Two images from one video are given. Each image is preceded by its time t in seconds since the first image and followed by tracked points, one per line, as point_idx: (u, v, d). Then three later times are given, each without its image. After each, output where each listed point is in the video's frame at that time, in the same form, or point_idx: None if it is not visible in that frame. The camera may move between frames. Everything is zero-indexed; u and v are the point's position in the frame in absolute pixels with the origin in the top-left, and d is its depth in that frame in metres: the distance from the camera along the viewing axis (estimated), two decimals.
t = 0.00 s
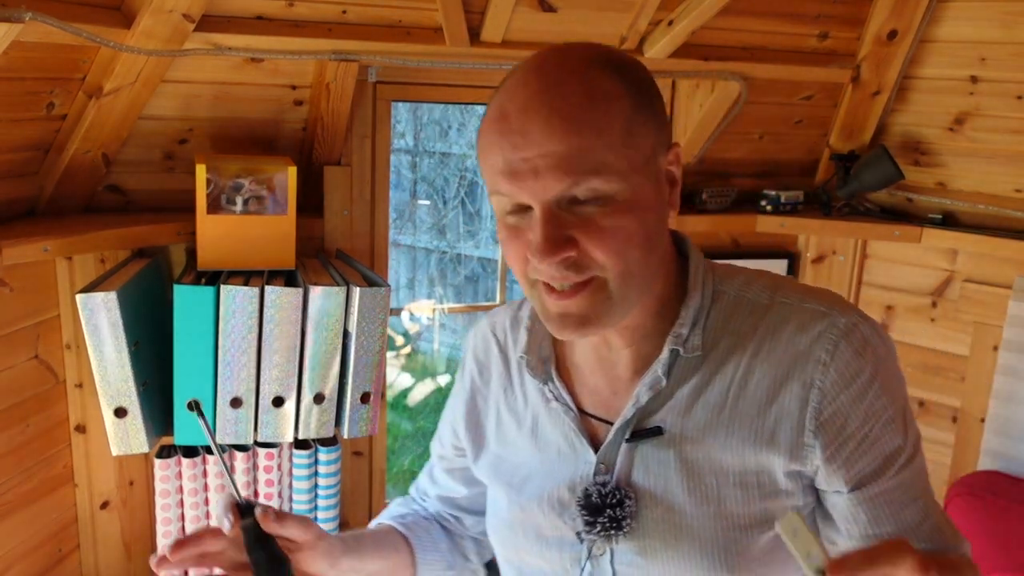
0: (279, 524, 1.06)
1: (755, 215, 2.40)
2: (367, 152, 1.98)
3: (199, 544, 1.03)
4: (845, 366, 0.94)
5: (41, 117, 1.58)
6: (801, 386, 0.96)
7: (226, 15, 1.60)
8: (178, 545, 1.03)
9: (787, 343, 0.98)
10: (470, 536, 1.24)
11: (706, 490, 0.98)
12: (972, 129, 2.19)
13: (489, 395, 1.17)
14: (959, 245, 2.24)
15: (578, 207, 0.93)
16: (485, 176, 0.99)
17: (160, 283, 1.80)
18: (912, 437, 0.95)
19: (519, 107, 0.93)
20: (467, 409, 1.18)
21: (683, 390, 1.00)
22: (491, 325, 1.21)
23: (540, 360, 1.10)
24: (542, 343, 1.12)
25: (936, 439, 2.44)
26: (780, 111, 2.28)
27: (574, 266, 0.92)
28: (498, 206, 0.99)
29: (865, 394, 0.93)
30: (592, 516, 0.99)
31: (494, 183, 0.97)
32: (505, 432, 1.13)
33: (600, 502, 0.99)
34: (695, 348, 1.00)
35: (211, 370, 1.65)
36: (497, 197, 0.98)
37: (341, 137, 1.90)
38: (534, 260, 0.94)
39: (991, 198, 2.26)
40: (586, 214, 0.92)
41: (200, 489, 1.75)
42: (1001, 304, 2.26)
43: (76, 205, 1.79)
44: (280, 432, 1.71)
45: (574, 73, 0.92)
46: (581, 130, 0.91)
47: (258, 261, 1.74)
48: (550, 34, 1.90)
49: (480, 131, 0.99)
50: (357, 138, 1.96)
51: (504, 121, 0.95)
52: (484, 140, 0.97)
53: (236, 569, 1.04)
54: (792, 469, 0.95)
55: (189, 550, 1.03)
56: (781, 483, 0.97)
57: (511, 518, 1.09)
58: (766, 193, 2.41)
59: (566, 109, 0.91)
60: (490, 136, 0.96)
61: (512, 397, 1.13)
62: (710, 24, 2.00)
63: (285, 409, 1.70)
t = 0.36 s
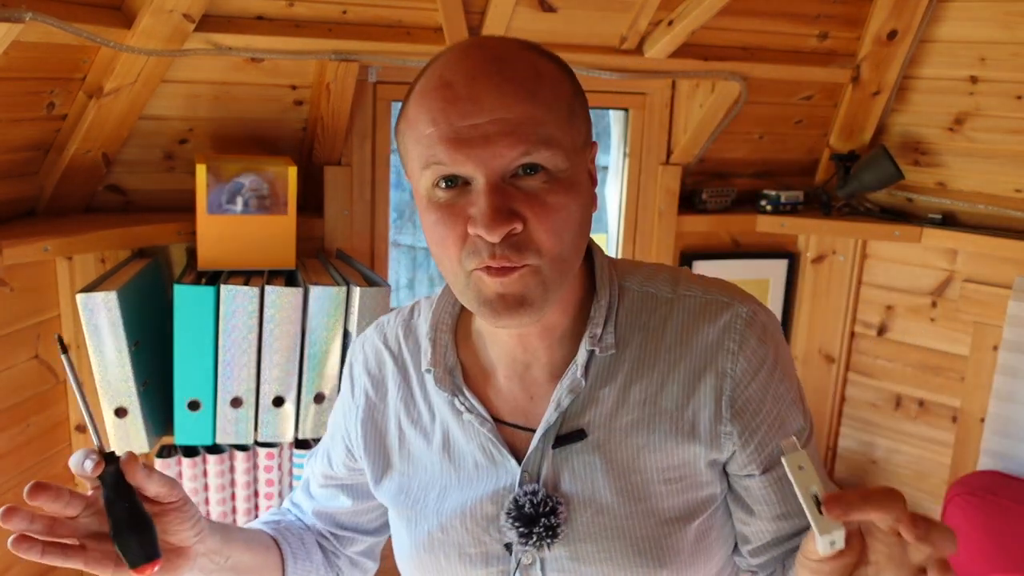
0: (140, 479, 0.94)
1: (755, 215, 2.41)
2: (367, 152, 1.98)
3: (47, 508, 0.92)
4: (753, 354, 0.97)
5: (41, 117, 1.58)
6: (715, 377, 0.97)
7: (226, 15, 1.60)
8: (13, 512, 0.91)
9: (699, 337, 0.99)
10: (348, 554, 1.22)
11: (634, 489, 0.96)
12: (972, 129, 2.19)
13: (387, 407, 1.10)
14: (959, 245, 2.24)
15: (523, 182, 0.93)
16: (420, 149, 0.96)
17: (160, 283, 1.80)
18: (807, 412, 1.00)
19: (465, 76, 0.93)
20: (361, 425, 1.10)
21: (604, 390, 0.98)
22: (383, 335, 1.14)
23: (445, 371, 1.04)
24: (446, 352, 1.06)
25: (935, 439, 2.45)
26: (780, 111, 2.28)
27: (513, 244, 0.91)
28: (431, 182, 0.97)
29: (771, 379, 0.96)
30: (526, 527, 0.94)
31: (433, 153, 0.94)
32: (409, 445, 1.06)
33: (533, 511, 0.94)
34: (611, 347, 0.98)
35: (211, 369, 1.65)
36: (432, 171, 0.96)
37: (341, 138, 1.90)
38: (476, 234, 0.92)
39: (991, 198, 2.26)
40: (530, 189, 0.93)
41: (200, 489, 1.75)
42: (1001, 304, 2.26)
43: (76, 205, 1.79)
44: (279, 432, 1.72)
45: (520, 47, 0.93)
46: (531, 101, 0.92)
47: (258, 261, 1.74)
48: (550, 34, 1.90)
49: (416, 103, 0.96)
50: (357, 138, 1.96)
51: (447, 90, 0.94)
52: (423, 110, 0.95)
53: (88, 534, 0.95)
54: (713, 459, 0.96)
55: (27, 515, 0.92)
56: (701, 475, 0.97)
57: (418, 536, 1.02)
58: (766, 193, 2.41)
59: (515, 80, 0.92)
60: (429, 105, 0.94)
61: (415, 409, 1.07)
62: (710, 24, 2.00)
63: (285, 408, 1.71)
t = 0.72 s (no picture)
0: (140, 492, 0.91)
1: (755, 215, 2.41)
2: (367, 152, 1.98)
3: (42, 512, 0.87)
4: (750, 361, 0.98)
5: (41, 117, 1.58)
6: (714, 382, 0.97)
7: (227, 15, 1.59)
8: (11, 515, 0.86)
9: (699, 342, 0.99)
10: (338, 554, 1.16)
11: (632, 491, 0.96)
12: (972, 129, 2.19)
13: (377, 403, 1.06)
14: (959, 245, 2.24)
15: (539, 178, 0.93)
16: (435, 138, 0.95)
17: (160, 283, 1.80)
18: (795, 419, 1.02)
19: (488, 68, 0.92)
20: (349, 421, 1.06)
21: (604, 393, 0.98)
22: (368, 329, 1.11)
23: (441, 366, 1.02)
24: (441, 347, 1.04)
25: (935, 439, 2.45)
26: (780, 111, 2.29)
27: (526, 239, 0.91)
28: (444, 172, 0.96)
29: (765, 387, 0.98)
30: (526, 528, 0.92)
31: (449, 143, 0.94)
32: (400, 443, 1.04)
33: (534, 512, 0.93)
34: (612, 349, 0.98)
35: (211, 369, 1.65)
36: (447, 160, 0.95)
37: (342, 137, 1.90)
38: (488, 227, 0.92)
39: (991, 198, 2.26)
40: (545, 185, 0.93)
41: (201, 488, 1.75)
42: (1001, 303, 2.26)
43: (76, 204, 1.79)
44: (279, 432, 1.71)
45: (544, 42, 0.93)
46: (553, 98, 0.91)
47: (259, 261, 1.74)
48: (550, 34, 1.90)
49: (435, 92, 0.95)
50: (357, 138, 1.96)
51: (468, 79, 0.93)
52: (442, 99, 0.94)
53: (83, 540, 0.90)
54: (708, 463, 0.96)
55: (24, 519, 0.87)
56: (695, 478, 0.97)
57: (407, 536, 1.00)
58: (766, 193, 2.42)
59: (540, 75, 0.91)
60: (449, 93, 0.94)
61: (407, 405, 1.05)
62: (710, 24, 2.00)
63: (285, 408, 1.70)
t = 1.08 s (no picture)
0: (151, 469, 0.87)
1: (755, 215, 2.41)
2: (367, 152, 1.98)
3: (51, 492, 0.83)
4: (753, 352, 0.99)
5: (41, 117, 1.57)
6: (718, 371, 0.98)
7: (227, 15, 1.59)
8: (21, 495, 0.81)
9: (704, 332, 0.99)
10: (337, 544, 1.14)
11: (637, 476, 0.95)
12: (973, 128, 2.19)
13: (384, 388, 1.05)
14: (959, 245, 2.24)
15: (566, 171, 0.93)
16: (465, 124, 0.94)
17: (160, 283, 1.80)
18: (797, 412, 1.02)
19: (524, 58, 0.91)
20: (355, 407, 1.05)
21: (610, 379, 0.98)
22: (375, 315, 1.09)
23: (449, 351, 1.01)
24: (449, 333, 1.03)
25: (935, 439, 2.45)
26: (780, 111, 2.29)
27: (554, 229, 0.91)
28: (473, 160, 0.95)
29: (766, 377, 0.99)
30: (534, 509, 0.92)
31: (481, 130, 0.92)
32: (406, 429, 1.02)
33: (542, 493, 0.92)
34: (619, 337, 0.98)
35: (212, 368, 1.65)
36: (477, 148, 0.94)
37: (342, 137, 1.90)
38: (515, 215, 0.92)
39: (991, 198, 2.26)
40: (572, 179, 0.92)
41: (201, 488, 1.75)
42: (1002, 303, 2.26)
43: (76, 204, 1.79)
44: (279, 432, 1.71)
45: (576, 35, 0.93)
46: (587, 93, 0.91)
47: (259, 262, 1.74)
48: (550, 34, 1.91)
49: (467, 78, 0.94)
50: (357, 138, 1.97)
51: (503, 68, 0.91)
52: (474, 86, 0.93)
53: (91, 521, 0.85)
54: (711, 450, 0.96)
55: (34, 499, 0.82)
56: (699, 466, 0.97)
57: (411, 521, 0.99)
58: (766, 193, 2.42)
59: (576, 69, 0.91)
60: (482, 81, 0.92)
61: (413, 390, 1.03)
62: (710, 24, 2.00)
63: (286, 408, 1.70)
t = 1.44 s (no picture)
0: (195, 374, 0.86)
1: (755, 215, 2.41)
2: (367, 152, 1.99)
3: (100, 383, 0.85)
4: (745, 333, 0.99)
5: (41, 117, 1.57)
6: (710, 352, 0.98)
7: (226, 15, 1.59)
8: (78, 376, 0.83)
9: (696, 314, 0.99)
10: (322, 532, 1.11)
11: (636, 457, 0.94)
12: (973, 128, 2.18)
13: (380, 379, 1.05)
14: (959, 245, 2.24)
15: (591, 195, 0.88)
16: (495, 143, 0.87)
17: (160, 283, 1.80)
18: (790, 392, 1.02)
19: (559, 79, 0.84)
20: (352, 397, 1.05)
21: (605, 364, 0.97)
22: (372, 310, 1.09)
23: (446, 342, 1.01)
24: (445, 324, 1.02)
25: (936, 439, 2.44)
26: (780, 110, 2.29)
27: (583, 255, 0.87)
28: (500, 180, 0.88)
29: (760, 358, 0.98)
30: (534, 490, 0.91)
31: (512, 151, 0.86)
32: (403, 417, 1.02)
33: (542, 475, 0.91)
34: (615, 323, 0.98)
35: (211, 368, 1.65)
36: (507, 170, 0.87)
37: (342, 138, 1.90)
38: (544, 239, 0.87)
39: (991, 198, 2.26)
40: (598, 202, 0.88)
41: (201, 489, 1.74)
42: (1001, 304, 2.26)
43: (76, 204, 1.79)
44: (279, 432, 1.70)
45: (604, 50, 0.87)
46: (617, 121, 0.86)
47: (259, 262, 1.74)
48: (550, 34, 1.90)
49: (495, 94, 0.86)
50: (357, 138, 1.97)
51: (536, 89, 0.84)
52: (502, 106, 0.86)
53: (123, 427, 0.86)
54: (710, 428, 0.96)
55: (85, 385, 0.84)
56: (695, 447, 0.97)
57: (410, 507, 0.98)
58: (766, 193, 2.42)
59: (609, 94, 0.85)
60: (513, 101, 0.85)
61: (410, 378, 1.03)
62: (710, 23, 2.00)
63: (285, 409, 1.70)
